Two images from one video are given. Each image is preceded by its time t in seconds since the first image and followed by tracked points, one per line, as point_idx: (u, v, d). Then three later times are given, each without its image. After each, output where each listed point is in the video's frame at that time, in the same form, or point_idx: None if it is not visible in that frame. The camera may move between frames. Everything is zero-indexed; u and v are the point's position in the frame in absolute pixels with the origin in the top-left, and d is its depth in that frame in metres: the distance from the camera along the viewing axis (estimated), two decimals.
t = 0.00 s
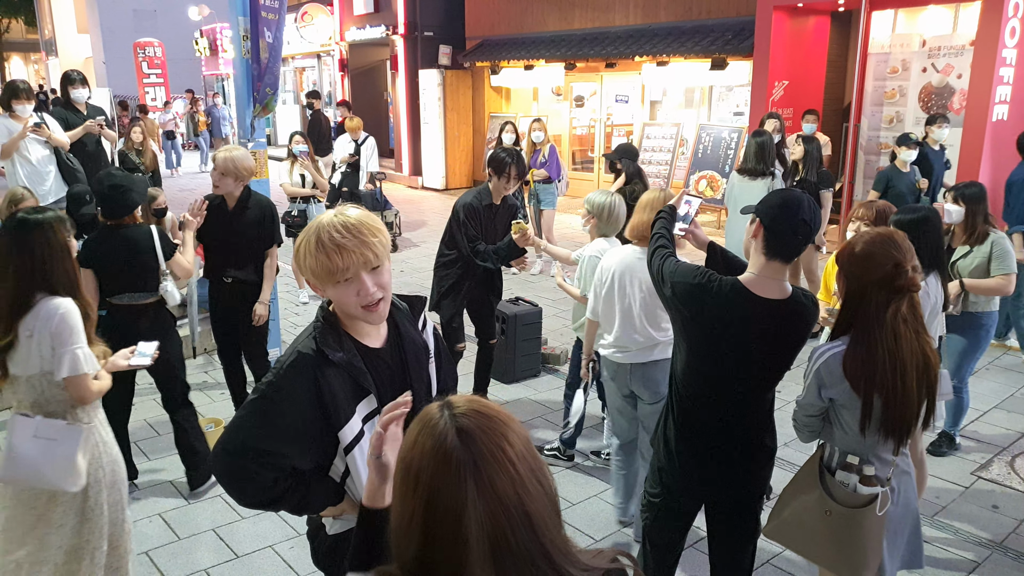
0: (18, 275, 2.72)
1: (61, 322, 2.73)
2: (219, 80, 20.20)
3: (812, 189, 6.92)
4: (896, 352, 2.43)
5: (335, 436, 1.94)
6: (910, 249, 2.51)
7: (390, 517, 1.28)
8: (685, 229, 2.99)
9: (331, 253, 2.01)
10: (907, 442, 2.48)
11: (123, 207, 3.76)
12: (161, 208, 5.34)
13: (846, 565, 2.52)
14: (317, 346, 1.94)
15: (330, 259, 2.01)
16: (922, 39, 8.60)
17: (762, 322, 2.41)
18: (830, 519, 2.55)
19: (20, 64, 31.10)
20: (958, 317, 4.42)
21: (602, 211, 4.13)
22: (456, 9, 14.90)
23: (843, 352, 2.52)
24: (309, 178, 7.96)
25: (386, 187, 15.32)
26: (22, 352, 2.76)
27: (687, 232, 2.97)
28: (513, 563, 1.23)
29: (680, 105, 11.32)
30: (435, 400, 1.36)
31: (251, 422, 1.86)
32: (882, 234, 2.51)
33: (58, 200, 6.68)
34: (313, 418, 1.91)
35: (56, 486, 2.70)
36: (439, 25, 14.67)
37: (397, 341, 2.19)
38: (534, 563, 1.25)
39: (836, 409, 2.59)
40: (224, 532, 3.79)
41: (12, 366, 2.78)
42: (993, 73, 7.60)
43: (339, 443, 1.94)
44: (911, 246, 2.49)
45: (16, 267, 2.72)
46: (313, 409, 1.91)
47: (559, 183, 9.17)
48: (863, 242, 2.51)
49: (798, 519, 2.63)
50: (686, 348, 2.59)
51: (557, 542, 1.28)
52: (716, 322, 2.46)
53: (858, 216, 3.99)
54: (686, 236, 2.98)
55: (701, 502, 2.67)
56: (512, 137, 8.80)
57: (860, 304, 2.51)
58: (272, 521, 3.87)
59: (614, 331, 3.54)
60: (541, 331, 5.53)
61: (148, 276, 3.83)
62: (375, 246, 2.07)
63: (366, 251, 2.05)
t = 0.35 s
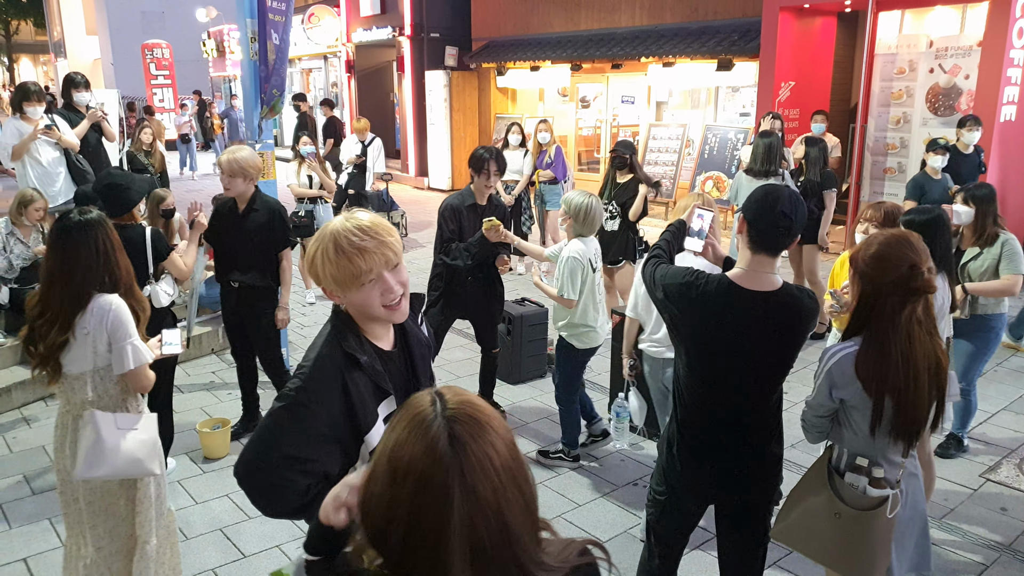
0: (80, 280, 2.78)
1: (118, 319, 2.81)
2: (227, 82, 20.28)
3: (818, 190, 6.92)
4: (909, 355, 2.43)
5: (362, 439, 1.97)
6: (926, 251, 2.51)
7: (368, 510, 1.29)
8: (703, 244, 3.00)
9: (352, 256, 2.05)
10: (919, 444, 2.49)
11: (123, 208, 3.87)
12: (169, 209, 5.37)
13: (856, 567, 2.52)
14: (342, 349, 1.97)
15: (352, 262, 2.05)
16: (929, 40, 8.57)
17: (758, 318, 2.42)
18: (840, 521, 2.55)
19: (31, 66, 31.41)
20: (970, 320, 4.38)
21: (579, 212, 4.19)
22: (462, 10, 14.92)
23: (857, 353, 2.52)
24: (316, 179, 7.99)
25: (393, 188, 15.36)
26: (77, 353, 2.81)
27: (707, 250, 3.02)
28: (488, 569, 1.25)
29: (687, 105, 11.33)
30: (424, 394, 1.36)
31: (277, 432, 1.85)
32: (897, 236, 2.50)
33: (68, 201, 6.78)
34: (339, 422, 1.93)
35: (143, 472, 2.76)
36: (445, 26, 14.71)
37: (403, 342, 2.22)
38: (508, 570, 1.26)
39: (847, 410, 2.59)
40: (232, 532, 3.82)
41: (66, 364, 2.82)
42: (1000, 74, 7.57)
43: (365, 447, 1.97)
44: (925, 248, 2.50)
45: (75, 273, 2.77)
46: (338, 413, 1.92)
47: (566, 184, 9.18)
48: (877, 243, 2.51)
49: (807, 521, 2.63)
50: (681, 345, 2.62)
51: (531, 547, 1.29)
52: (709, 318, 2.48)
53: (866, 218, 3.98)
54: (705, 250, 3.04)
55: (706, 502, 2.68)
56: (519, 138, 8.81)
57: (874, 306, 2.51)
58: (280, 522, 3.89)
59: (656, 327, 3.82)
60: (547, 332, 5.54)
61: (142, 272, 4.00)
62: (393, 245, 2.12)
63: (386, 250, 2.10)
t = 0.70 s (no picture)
0: (94, 288, 2.80)
1: (137, 320, 2.89)
2: (232, 84, 20.34)
3: (821, 194, 6.92)
4: (929, 362, 2.44)
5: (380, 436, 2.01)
6: (946, 260, 2.52)
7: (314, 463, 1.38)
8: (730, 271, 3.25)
9: (372, 253, 2.08)
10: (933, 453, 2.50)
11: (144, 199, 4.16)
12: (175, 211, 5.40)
13: None
14: (365, 346, 2.03)
15: (370, 259, 2.07)
16: (934, 45, 8.57)
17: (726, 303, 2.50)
18: (853, 530, 2.54)
19: (36, 67, 31.61)
20: (971, 325, 4.41)
21: (570, 214, 4.20)
22: (467, 13, 14.96)
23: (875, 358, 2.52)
24: (322, 181, 8.02)
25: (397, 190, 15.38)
26: (96, 359, 2.85)
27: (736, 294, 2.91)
28: (405, 547, 1.28)
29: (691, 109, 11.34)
30: (390, 371, 1.43)
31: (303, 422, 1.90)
32: (919, 243, 2.51)
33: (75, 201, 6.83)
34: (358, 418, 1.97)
35: (178, 464, 2.84)
36: (450, 29, 14.75)
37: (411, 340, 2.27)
38: (425, 554, 1.28)
39: (858, 415, 2.59)
40: (236, 532, 3.83)
41: (83, 373, 2.85)
42: (1005, 79, 7.57)
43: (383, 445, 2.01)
44: (945, 256, 2.50)
45: (90, 278, 2.80)
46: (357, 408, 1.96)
47: (570, 187, 9.20)
48: (898, 249, 2.52)
49: (818, 529, 2.63)
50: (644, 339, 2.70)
51: (447, 534, 1.30)
52: (668, 307, 2.57)
53: (872, 222, 3.98)
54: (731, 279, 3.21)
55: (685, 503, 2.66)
56: (523, 141, 8.82)
57: (892, 313, 2.51)
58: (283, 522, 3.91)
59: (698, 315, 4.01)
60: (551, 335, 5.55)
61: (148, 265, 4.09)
62: (410, 244, 2.15)
63: (404, 250, 2.13)
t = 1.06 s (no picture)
0: (104, 295, 2.82)
1: (148, 328, 2.92)
2: (241, 89, 20.46)
3: (829, 200, 6.91)
4: (948, 373, 2.42)
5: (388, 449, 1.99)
6: (959, 268, 2.49)
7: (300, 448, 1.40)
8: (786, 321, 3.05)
9: (380, 252, 2.09)
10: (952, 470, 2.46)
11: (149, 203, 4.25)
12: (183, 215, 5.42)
13: None
14: (371, 346, 2.06)
15: (378, 258, 2.09)
16: (943, 50, 8.56)
17: (676, 315, 2.56)
18: (867, 549, 2.50)
19: (48, 73, 31.94)
20: (980, 333, 4.38)
21: (572, 219, 4.19)
22: (475, 19, 15.02)
23: (893, 372, 2.49)
24: (330, 186, 8.06)
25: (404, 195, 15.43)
26: (110, 367, 2.88)
27: (769, 336, 2.72)
28: (371, 536, 1.28)
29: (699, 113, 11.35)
30: (380, 366, 1.46)
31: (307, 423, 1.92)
32: (933, 252, 2.48)
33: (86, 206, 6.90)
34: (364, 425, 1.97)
35: (182, 472, 2.86)
36: (457, 34, 14.81)
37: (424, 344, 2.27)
38: (390, 545, 1.29)
39: (876, 429, 2.55)
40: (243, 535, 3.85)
41: (98, 380, 2.88)
42: (1014, 85, 7.55)
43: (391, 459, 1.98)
44: (960, 267, 2.47)
45: (100, 286, 2.82)
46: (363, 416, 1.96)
47: (577, 192, 9.21)
48: (909, 258, 2.49)
49: (831, 548, 2.59)
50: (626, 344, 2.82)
51: (418, 531, 1.30)
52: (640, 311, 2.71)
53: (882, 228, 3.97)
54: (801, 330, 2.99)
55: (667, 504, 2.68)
56: (530, 146, 8.84)
57: (904, 324, 2.49)
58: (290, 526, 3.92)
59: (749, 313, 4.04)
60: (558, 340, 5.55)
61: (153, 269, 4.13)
62: (418, 246, 2.16)
63: (413, 251, 2.14)
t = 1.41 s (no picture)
0: (104, 300, 2.83)
1: (147, 333, 2.92)
2: (245, 91, 20.52)
3: (833, 202, 6.90)
4: (956, 386, 2.32)
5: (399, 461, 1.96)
6: (971, 274, 2.41)
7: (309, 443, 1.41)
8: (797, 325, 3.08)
9: (401, 249, 2.10)
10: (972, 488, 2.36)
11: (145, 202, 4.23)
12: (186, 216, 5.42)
13: None
14: (374, 342, 2.06)
15: (398, 254, 2.10)
16: (947, 53, 8.55)
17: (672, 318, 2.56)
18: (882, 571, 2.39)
19: (53, 75, 32.08)
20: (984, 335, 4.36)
21: (572, 221, 4.21)
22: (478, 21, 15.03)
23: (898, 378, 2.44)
24: (335, 188, 8.07)
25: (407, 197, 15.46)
26: (108, 370, 2.88)
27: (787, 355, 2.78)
28: (380, 527, 1.29)
29: (702, 115, 11.36)
30: (388, 361, 1.46)
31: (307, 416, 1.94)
32: (943, 258, 2.41)
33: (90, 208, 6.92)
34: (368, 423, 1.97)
35: (183, 477, 2.88)
36: (461, 36, 14.82)
37: (435, 344, 2.28)
38: (401, 536, 1.29)
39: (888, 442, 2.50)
40: (247, 536, 3.85)
41: (97, 382, 2.88)
42: (1019, 87, 7.51)
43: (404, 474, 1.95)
44: (971, 271, 2.40)
45: (100, 290, 2.82)
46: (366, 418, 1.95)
47: (581, 194, 9.21)
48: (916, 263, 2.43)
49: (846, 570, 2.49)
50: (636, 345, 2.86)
51: (429, 523, 1.30)
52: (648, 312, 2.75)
53: (888, 230, 3.95)
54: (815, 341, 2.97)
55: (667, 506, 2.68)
56: (534, 149, 8.84)
57: (910, 328, 2.44)
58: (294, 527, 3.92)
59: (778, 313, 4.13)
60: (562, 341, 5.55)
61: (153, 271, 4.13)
62: (439, 249, 2.16)
63: (433, 253, 2.14)
